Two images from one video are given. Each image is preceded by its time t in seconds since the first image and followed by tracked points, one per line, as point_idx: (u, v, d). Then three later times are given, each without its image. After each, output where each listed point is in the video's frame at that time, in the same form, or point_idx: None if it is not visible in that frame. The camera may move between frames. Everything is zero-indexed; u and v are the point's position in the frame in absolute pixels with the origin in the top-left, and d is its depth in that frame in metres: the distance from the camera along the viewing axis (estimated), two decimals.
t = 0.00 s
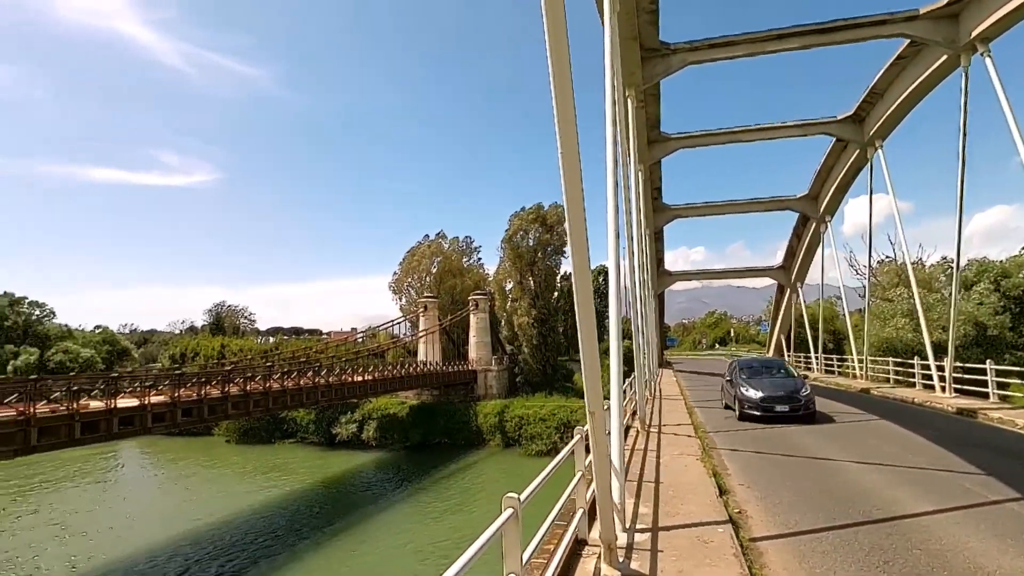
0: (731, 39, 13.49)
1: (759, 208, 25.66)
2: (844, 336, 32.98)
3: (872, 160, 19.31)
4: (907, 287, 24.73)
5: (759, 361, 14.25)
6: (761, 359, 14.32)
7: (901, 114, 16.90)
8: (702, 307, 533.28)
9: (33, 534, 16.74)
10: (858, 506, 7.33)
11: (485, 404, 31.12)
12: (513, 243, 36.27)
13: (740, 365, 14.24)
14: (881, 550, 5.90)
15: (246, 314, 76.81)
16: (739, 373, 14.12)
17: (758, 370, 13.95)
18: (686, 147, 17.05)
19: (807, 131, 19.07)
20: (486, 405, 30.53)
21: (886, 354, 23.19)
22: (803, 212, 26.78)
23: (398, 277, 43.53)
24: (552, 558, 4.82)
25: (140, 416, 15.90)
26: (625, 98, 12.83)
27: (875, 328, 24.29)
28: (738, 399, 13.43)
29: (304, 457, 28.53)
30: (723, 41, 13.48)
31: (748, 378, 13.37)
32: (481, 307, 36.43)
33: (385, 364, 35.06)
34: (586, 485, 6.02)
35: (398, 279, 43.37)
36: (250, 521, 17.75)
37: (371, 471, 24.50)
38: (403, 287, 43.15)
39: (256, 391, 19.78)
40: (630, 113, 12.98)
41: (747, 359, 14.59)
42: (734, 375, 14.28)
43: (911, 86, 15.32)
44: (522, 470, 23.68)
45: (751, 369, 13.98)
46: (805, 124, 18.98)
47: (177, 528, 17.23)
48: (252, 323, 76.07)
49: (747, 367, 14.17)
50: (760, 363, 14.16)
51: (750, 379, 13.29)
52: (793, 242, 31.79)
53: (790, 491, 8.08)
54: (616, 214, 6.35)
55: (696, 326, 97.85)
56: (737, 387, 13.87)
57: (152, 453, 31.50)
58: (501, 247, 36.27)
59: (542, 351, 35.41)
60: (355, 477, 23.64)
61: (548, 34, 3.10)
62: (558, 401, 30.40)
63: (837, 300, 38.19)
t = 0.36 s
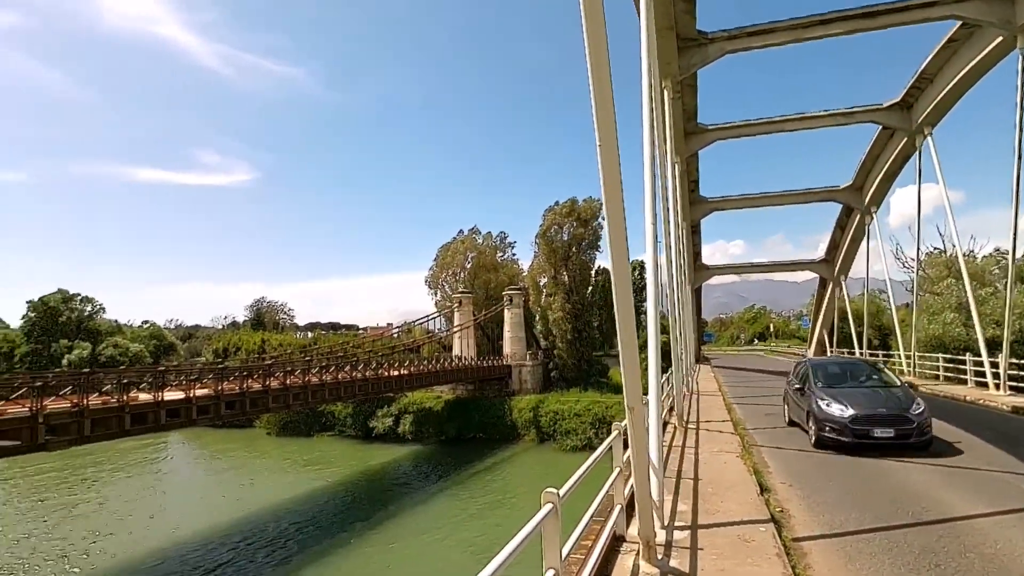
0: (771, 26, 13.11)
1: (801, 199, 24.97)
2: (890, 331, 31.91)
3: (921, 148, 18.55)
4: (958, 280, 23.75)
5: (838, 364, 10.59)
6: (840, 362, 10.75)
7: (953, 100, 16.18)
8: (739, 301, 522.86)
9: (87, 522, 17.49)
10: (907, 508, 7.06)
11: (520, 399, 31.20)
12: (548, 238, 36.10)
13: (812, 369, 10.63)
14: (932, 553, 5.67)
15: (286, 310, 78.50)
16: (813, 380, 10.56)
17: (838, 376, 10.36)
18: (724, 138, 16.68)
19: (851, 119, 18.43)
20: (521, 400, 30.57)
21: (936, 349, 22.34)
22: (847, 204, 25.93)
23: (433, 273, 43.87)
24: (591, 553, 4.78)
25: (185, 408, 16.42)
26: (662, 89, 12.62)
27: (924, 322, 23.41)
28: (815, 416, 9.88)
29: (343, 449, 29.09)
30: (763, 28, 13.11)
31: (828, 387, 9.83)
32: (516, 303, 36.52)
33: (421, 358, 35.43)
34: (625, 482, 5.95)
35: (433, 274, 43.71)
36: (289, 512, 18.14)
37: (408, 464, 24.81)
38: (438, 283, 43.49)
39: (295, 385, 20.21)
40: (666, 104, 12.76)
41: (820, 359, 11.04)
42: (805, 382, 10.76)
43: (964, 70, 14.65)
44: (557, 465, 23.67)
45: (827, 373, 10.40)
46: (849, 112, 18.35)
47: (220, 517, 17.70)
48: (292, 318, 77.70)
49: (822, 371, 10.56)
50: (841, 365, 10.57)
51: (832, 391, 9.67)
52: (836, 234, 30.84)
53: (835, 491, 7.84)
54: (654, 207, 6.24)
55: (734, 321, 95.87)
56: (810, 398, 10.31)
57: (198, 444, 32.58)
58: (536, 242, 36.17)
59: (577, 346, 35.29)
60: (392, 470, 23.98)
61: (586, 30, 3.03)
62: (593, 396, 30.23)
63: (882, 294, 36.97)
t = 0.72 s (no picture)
0: (804, 13, 12.79)
1: (834, 191, 24.37)
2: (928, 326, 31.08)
3: (961, 137, 17.93)
4: (1000, 274, 22.94)
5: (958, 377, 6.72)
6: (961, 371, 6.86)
7: (996, 87, 15.59)
8: (769, 296, 513.95)
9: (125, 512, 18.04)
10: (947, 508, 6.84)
11: (546, 393, 31.22)
12: (574, 232, 35.95)
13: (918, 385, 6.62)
14: (973, 555, 5.49)
15: (316, 305, 79.69)
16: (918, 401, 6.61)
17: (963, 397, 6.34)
18: (754, 129, 16.36)
19: (888, 108, 17.90)
20: (547, 395, 30.56)
21: (976, 345, 21.63)
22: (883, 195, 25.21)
23: (460, 268, 44.05)
24: (620, 550, 4.73)
25: (219, 401, 16.77)
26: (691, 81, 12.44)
27: (964, 317, 22.68)
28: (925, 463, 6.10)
29: (371, 443, 29.49)
30: (796, 16, 12.79)
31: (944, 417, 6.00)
32: (542, 297, 36.54)
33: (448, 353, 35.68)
34: (654, 478, 5.88)
35: (460, 269, 43.90)
36: (319, 504, 18.44)
37: (435, 458, 25.03)
38: (464, 278, 43.67)
39: (325, 379, 20.52)
40: (695, 96, 12.57)
41: (925, 369, 7.03)
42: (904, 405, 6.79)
43: (1008, 55, 14.09)
44: (585, 460, 23.65)
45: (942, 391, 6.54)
46: (885, 101, 17.81)
47: (253, 509, 18.05)
48: (320, 313, 78.92)
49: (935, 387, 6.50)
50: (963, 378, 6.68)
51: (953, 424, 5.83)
52: (872, 227, 30.02)
53: (871, 490, 7.63)
54: (683, 200, 6.15)
55: (764, 316, 94.38)
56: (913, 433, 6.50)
57: (231, 437, 33.34)
58: (562, 237, 36.03)
59: (604, 342, 35.14)
60: (420, 463, 24.22)
61: (616, 19, 2.98)
62: (620, 391, 30.05)
63: (920, 288, 35.94)
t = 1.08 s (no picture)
0: (834, 7, 12.53)
1: (866, 187, 23.80)
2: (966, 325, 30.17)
3: (1000, 130, 17.37)
4: None
5: None
6: None
7: None
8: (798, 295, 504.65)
9: (160, 509, 18.48)
10: (988, 513, 6.63)
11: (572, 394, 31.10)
12: (599, 232, 35.76)
13: None
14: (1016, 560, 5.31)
15: (342, 306, 80.61)
16: None
17: None
18: (783, 126, 16.07)
19: (922, 102, 17.42)
20: (573, 395, 30.44)
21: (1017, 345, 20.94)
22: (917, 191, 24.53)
23: (485, 268, 44.14)
24: (649, 553, 4.67)
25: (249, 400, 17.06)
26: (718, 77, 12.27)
27: (1004, 316, 21.97)
28: None
29: (398, 442, 29.75)
30: (825, 9, 12.54)
31: None
32: (567, 298, 36.45)
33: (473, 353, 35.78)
34: (683, 479, 5.81)
35: (485, 270, 44.00)
36: (347, 503, 18.61)
37: (461, 459, 25.12)
38: (489, 278, 43.77)
39: (352, 379, 20.76)
40: (722, 92, 12.40)
41: None
42: None
43: None
44: (612, 461, 23.50)
45: None
46: (919, 94, 17.34)
47: (282, 507, 18.29)
48: (347, 315, 79.83)
49: None
50: None
51: None
52: (906, 224, 29.26)
53: (907, 493, 7.44)
54: (710, 198, 6.08)
55: (794, 316, 92.55)
56: None
57: (261, 436, 33.93)
58: (587, 237, 35.86)
59: (629, 342, 34.88)
60: (447, 463, 24.34)
61: (643, 21, 2.97)
62: (646, 392, 29.79)
63: (957, 286, 34.91)
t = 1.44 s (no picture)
0: None
1: (901, 181, 23.17)
2: (1006, 322, 29.23)
3: None
4: None
5: None
6: None
7: None
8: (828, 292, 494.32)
9: (193, 504, 18.94)
10: None
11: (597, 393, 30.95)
12: (625, 230, 35.45)
13: None
14: None
15: (369, 305, 81.49)
16: None
17: None
18: (813, 119, 15.73)
19: (959, 93, 16.89)
20: (599, 394, 30.31)
21: None
22: (955, 184, 23.79)
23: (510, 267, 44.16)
24: (679, 553, 4.61)
25: (279, 398, 17.37)
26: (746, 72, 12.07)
27: None
28: None
29: (425, 440, 30.01)
30: None
31: None
32: (593, 296, 36.30)
33: (498, 352, 35.85)
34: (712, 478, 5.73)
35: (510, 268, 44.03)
36: (377, 499, 18.91)
37: (487, 456, 25.22)
38: (514, 277, 43.79)
39: (379, 377, 21.01)
40: (751, 87, 12.20)
41: None
42: None
43: None
44: (638, 460, 23.35)
45: None
46: (957, 85, 16.82)
47: (314, 502, 18.69)
48: (373, 313, 80.72)
49: None
50: None
51: None
52: (943, 219, 28.42)
53: (945, 495, 7.25)
54: (740, 195, 5.98)
55: (825, 313, 90.71)
56: None
57: (290, 433, 34.48)
58: (612, 234, 35.58)
59: (656, 340, 34.58)
60: (473, 461, 24.47)
61: (672, 18, 2.94)
62: (673, 391, 29.50)
63: (997, 283, 33.81)
